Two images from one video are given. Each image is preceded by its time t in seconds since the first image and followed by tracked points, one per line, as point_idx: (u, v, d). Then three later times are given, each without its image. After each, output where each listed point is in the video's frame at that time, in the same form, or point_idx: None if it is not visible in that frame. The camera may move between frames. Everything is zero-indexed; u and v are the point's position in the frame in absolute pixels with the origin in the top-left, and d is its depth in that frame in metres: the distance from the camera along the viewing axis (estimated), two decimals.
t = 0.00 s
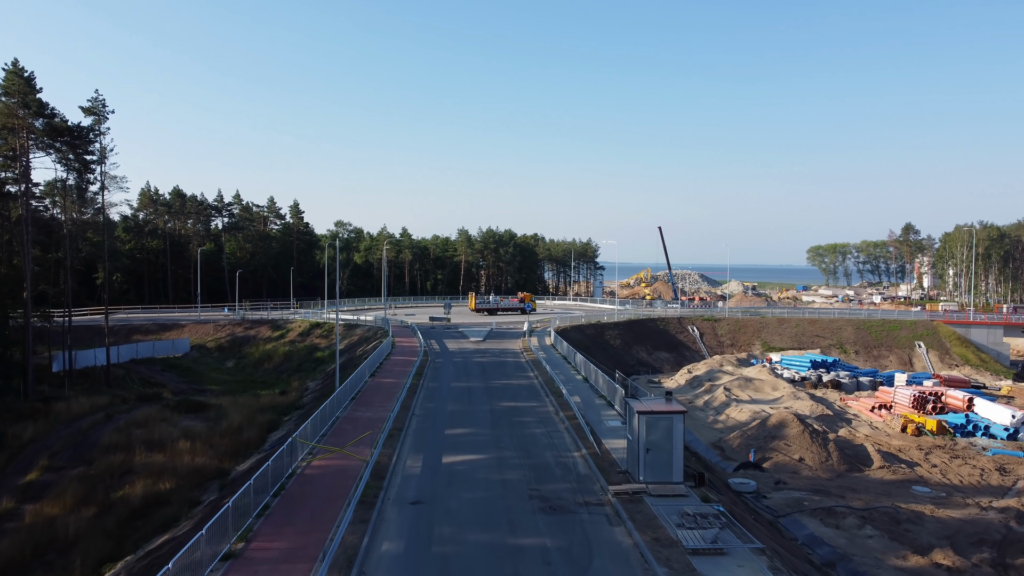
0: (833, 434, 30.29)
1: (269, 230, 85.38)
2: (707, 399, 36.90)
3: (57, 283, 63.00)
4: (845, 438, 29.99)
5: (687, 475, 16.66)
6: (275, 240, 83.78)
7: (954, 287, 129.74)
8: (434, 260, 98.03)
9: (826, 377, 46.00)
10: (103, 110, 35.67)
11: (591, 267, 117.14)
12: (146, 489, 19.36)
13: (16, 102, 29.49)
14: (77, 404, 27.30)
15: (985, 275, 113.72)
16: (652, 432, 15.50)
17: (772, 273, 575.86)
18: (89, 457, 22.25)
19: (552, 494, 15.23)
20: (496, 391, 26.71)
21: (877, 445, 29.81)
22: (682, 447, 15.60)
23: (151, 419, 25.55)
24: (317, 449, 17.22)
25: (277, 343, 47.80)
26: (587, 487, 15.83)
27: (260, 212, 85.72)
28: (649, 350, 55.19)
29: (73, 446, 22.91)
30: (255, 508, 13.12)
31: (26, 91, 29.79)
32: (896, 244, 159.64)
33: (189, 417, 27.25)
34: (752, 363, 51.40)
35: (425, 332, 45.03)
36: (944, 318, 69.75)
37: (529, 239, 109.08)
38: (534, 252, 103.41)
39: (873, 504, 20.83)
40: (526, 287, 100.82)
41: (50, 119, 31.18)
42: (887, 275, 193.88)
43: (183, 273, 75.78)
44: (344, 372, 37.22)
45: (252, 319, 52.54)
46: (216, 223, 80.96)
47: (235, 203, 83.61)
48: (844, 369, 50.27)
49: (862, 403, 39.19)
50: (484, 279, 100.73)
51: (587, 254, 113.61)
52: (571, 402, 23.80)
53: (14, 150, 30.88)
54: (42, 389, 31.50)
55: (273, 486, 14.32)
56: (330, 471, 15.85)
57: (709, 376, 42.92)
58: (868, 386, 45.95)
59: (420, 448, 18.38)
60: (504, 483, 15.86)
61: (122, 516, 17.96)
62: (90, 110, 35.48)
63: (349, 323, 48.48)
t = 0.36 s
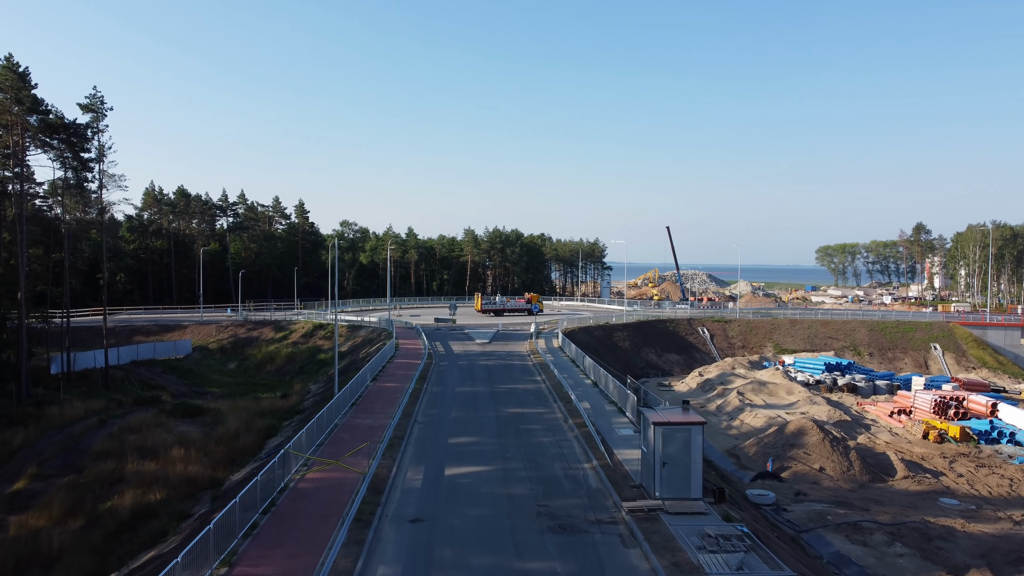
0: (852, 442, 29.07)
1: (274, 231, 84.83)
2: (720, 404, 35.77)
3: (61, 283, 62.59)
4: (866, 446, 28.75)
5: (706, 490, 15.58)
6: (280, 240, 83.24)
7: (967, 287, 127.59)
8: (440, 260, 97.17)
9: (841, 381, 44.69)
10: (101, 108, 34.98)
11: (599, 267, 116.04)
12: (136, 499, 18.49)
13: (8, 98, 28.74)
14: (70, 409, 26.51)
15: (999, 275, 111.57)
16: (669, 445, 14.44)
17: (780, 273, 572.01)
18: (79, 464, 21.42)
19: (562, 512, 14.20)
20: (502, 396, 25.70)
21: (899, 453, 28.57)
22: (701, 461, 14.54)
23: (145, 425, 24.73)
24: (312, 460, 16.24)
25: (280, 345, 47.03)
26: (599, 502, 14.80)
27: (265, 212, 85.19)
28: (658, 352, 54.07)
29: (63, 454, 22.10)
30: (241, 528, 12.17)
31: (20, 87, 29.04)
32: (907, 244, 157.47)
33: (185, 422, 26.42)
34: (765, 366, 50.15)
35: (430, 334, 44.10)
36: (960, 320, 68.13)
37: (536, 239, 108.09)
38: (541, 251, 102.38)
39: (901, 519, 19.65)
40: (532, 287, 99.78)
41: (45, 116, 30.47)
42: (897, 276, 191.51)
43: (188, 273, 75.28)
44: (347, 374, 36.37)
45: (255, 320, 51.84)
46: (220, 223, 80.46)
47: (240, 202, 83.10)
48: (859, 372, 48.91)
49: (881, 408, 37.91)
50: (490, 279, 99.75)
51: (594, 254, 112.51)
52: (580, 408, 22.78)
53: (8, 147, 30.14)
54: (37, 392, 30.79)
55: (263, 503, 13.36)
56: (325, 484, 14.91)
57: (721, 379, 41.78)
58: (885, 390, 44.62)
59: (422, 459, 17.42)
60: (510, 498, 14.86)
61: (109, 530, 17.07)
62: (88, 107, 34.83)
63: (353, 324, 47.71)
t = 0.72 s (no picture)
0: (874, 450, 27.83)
1: (279, 230, 84.28)
2: (733, 409, 34.61)
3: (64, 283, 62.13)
4: (887, 454, 27.52)
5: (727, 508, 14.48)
6: (284, 240, 82.65)
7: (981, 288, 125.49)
8: (446, 260, 96.24)
9: (858, 384, 43.37)
10: (99, 105, 34.27)
11: (606, 268, 114.92)
12: (123, 511, 17.58)
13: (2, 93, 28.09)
14: (62, 413, 25.72)
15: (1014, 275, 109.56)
16: (688, 460, 13.37)
17: (788, 273, 568.16)
18: (68, 473, 20.57)
19: (573, 532, 13.15)
20: (508, 402, 24.67)
21: (923, 462, 27.30)
22: (722, 476, 13.48)
23: (139, 431, 23.90)
24: (306, 473, 15.27)
25: (283, 346, 46.21)
26: (612, 521, 13.73)
27: (270, 211, 84.65)
28: (668, 354, 52.91)
29: (53, 462, 21.27)
30: (224, 552, 11.20)
31: (13, 82, 28.37)
32: (918, 244, 155.34)
33: (181, 428, 25.55)
34: (778, 369, 48.90)
35: (434, 336, 43.16)
36: (977, 322, 66.54)
37: (543, 239, 107.05)
38: (548, 252, 101.32)
39: (932, 535, 18.44)
40: (539, 288, 98.73)
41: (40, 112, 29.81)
42: (907, 276, 189.12)
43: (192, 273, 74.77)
44: (349, 377, 35.46)
45: (258, 321, 51.08)
46: (225, 222, 79.93)
47: (245, 202, 82.58)
48: (876, 375, 47.56)
49: (901, 413, 36.55)
50: (497, 280, 98.74)
51: (602, 254, 111.36)
52: (590, 416, 21.70)
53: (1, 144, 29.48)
54: (31, 395, 30.05)
55: (249, 523, 12.39)
56: (319, 499, 13.94)
57: (733, 383, 40.57)
58: (902, 394, 43.25)
59: (423, 471, 16.41)
60: (517, 517, 13.81)
61: (94, 544, 16.16)
62: (86, 104, 34.13)
63: (357, 325, 46.90)
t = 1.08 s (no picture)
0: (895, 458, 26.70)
1: (283, 230, 83.78)
2: (746, 414, 33.58)
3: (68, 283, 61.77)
4: (909, 462, 26.38)
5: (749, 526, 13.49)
6: (289, 240, 82.13)
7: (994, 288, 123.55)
8: (452, 260, 95.46)
9: (873, 388, 42.19)
10: (97, 103, 33.52)
11: (613, 268, 113.88)
12: (111, 523, 16.76)
13: None
14: (55, 418, 24.97)
15: None
16: (707, 476, 12.39)
17: (795, 273, 564.76)
18: (57, 481, 19.81)
19: (584, 553, 12.20)
20: (514, 408, 23.72)
21: (946, 471, 26.13)
22: (745, 494, 12.47)
23: (132, 437, 23.12)
24: (299, 487, 14.40)
25: (285, 348, 45.49)
26: (626, 542, 12.77)
27: (274, 211, 84.16)
28: (677, 356, 51.89)
29: (41, 470, 20.49)
30: None
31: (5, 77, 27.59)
32: (928, 243, 153.45)
33: (177, 433, 24.78)
34: (790, 372, 47.77)
35: (439, 337, 42.30)
36: (993, 323, 65.06)
37: (549, 239, 106.13)
38: (554, 252, 100.38)
39: (964, 552, 17.35)
40: (545, 288, 97.80)
41: (33, 109, 29.05)
42: (916, 276, 186.96)
43: (195, 273, 74.35)
44: (352, 379, 34.67)
45: (260, 322, 50.42)
46: (229, 222, 79.47)
47: (249, 202, 82.10)
48: (891, 378, 46.35)
49: (919, 419, 35.31)
50: (502, 280, 97.88)
51: (608, 254, 110.38)
52: (599, 423, 20.74)
53: None
54: (25, 398, 29.37)
55: (235, 543, 11.52)
56: (312, 515, 13.06)
57: (745, 387, 39.51)
58: (919, 398, 42.03)
59: (424, 484, 15.50)
60: (524, 536, 12.87)
61: (78, 559, 15.32)
62: (83, 101, 33.39)
63: (361, 326, 46.20)
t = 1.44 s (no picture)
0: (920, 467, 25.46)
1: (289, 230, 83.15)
2: (762, 420, 32.42)
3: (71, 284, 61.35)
4: (935, 471, 25.12)
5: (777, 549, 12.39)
6: (294, 240, 81.48)
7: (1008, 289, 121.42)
8: (458, 260, 94.57)
9: (891, 392, 40.86)
10: (94, 99, 32.90)
11: (620, 268, 112.70)
12: (95, 537, 15.83)
13: None
14: (46, 423, 24.18)
15: None
16: (731, 496, 11.33)
17: (804, 274, 560.82)
18: (43, 491, 18.95)
19: None
20: (521, 414, 22.69)
21: (975, 481, 24.86)
22: (773, 516, 11.41)
23: (124, 444, 22.29)
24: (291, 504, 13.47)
25: (288, 350, 44.71)
26: (643, 566, 11.72)
27: (279, 211, 83.56)
28: (687, 358, 50.74)
29: (28, 480, 19.63)
30: None
31: None
32: (940, 243, 151.31)
33: (171, 440, 23.91)
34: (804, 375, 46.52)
35: (444, 339, 41.35)
36: (1011, 325, 63.39)
37: (556, 239, 105.08)
38: (561, 252, 99.32)
39: (1003, 574, 16.14)
40: (553, 289, 96.75)
41: (27, 106, 28.42)
42: (927, 276, 184.57)
43: (200, 274, 73.82)
44: (354, 383, 33.79)
45: (263, 323, 49.69)
46: (234, 222, 78.85)
47: (254, 202, 81.49)
48: (909, 382, 44.98)
49: (942, 425, 33.95)
50: (509, 280, 96.89)
51: (616, 254, 109.19)
52: (611, 432, 19.68)
53: None
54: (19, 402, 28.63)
55: (217, 569, 10.58)
56: (303, 536, 12.10)
57: (759, 391, 38.33)
58: (939, 403, 40.64)
59: (425, 500, 14.51)
60: (533, 559, 11.87)
61: None
62: (80, 98, 32.78)
63: (365, 327, 45.33)
